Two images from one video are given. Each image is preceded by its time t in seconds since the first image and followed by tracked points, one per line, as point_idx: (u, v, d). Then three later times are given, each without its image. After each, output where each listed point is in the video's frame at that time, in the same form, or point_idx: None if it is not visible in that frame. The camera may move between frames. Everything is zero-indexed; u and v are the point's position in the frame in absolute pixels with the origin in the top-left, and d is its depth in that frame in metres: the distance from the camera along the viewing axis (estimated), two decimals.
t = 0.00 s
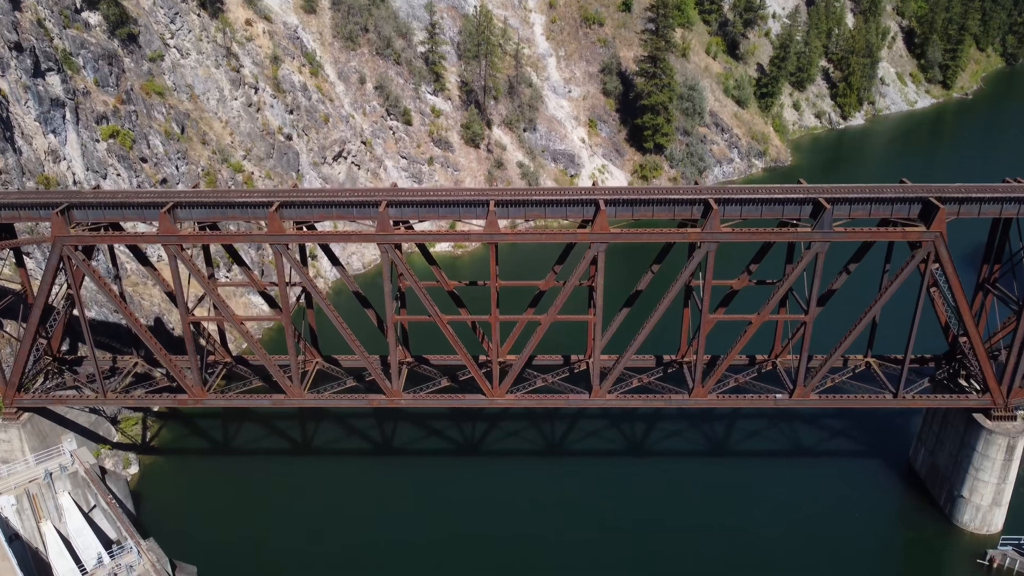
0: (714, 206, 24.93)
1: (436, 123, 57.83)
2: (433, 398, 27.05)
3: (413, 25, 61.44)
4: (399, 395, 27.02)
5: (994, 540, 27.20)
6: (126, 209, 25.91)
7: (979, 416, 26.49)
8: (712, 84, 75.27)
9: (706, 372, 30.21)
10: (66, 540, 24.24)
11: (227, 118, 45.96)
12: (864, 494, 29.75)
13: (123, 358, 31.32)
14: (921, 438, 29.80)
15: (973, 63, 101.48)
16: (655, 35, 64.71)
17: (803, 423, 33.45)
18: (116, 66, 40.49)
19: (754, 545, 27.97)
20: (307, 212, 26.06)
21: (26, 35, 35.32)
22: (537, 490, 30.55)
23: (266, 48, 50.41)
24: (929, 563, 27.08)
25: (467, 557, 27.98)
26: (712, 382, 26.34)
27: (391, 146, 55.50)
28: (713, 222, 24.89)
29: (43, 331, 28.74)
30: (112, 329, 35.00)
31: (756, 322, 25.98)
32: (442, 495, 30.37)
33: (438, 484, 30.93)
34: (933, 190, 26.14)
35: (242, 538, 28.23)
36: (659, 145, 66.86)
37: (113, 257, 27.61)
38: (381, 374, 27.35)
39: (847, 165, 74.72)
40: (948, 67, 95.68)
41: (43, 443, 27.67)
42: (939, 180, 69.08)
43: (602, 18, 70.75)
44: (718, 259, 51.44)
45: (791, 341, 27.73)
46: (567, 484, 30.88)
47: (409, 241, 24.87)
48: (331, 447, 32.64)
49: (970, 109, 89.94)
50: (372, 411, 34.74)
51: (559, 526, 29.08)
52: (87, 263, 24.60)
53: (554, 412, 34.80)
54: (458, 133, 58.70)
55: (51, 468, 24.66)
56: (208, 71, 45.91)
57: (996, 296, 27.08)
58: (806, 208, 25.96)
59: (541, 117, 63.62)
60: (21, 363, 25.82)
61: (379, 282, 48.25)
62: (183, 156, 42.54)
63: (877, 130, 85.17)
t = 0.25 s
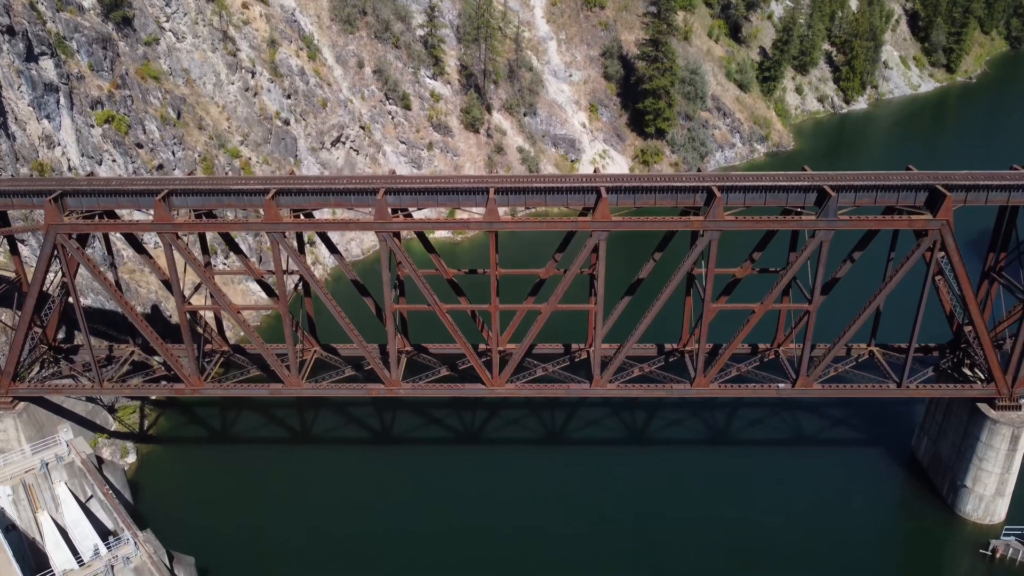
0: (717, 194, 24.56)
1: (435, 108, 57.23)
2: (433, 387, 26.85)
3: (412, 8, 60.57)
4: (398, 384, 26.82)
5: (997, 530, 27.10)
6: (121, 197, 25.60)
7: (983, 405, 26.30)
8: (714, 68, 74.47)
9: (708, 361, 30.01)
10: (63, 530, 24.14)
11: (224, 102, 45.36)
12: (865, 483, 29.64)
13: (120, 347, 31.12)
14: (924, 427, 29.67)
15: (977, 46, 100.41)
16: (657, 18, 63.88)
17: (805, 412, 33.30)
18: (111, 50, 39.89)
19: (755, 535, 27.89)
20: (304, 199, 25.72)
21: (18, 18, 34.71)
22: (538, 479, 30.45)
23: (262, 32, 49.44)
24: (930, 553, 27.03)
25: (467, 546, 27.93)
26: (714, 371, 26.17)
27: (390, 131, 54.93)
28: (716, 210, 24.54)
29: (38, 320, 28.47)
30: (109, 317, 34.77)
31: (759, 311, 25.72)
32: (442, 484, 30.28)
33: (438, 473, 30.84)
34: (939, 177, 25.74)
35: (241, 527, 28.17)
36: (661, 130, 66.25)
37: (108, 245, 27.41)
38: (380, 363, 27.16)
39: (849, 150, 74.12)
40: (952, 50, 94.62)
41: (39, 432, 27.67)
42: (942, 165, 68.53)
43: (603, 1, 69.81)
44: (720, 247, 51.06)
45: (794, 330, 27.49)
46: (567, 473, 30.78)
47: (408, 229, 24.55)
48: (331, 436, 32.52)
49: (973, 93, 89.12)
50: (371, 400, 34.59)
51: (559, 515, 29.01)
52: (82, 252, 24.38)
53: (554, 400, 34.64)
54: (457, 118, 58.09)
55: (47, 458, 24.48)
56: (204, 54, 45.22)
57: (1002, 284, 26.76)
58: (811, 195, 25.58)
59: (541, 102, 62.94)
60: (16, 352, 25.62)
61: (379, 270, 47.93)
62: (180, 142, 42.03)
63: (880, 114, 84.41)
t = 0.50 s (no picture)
0: (721, 182, 24.17)
1: (434, 92, 56.60)
2: (432, 377, 26.66)
3: None
4: (397, 374, 26.63)
5: (1000, 520, 27.10)
6: (114, 185, 25.24)
7: (988, 395, 26.13)
8: (716, 52, 73.62)
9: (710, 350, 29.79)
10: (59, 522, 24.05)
11: (220, 87, 44.74)
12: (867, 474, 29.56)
13: (116, 336, 30.87)
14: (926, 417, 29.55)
15: (981, 29, 99.25)
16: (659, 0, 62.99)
17: (807, 401, 33.16)
18: (104, 34, 39.27)
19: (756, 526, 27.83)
20: (301, 187, 25.34)
21: (10, 2, 34.09)
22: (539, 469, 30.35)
23: (258, 15, 48.52)
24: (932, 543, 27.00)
25: (468, 535, 27.88)
26: (716, 361, 25.95)
27: (389, 116, 54.31)
28: (720, 198, 24.14)
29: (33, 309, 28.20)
30: (105, 305, 34.49)
31: (762, 301, 25.42)
32: (442, 474, 30.20)
33: (438, 463, 30.75)
34: (947, 164, 25.30)
35: (239, 517, 28.11)
36: (662, 115, 65.56)
37: (103, 234, 27.10)
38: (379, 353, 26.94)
39: (851, 135, 73.42)
40: (956, 34, 93.51)
41: (35, 422, 27.47)
42: (945, 150, 67.91)
43: None
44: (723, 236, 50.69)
45: (798, 319, 27.23)
46: (568, 463, 30.69)
47: (406, 218, 24.21)
48: (331, 425, 32.40)
49: (977, 77, 88.21)
50: (370, 389, 34.45)
51: (560, 505, 28.95)
52: (76, 241, 24.06)
53: (555, 389, 34.49)
54: (457, 103, 57.45)
55: (43, 449, 24.26)
56: (200, 39, 44.48)
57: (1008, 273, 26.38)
58: (815, 183, 25.17)
59: (541, 86, 62.22)
60: (11, 342, 25.39)
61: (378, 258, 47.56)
62: (176, 128, 41.50)
63: (883, 99, 83.58)
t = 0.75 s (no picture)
0: (724, 171, 23.77)
1: (433, 78, 55.93)
2: (432, 368, 26.44)
3: None
4: (396, 365, 26.40)
5: (1003, 513, 27.07)
6: (108, 174, 24.88)
7: (993, 387, 25.96)
8: (718, 37, 72.76)
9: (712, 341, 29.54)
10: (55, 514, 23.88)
11: (217, 73, 44.13)
12: (869, 465, 29.48)
13: (112, 327, 30.63)
14: (930, 409, 29.44)
15: (986, 13, 98.10)
16: None
17: (809, 391, 33.02)
18: (98, 20, 38.63)
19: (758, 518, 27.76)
20: (297, 176, 24.97)
21: None
22: (540, 460, 30.25)
23: None
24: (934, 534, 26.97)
25: (468, 526, 27.82)
26: (719, 353, 25.74)
27: (388, 102, 53.66)
28: (723, 187, 23.76)
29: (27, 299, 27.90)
30: (101, 295, 34.20)
31: (765, 292, 25.12)
32: (442, 465, 30.10)
33: (438, 453, 30.64)
34: (954, 154, 24.88)
35: (238, 508, 28.01)
36: (664, 101, 64.84)
37: (97, 224, 26.77)
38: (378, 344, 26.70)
39: (854, 121, 72.70)
40: (960, 18, 92.37)
41: (31, 415, 27.30)
42: (949, 137, 67.24)
43: None
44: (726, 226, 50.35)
45: (801, 310, 26.96)
46: (569, 454, 30.59)
47: (405, 208, 23.85)
48: (330, 416, 32.27)
49: (982, 62, 87.24)
50: (370, 379, 34.30)
51: (561, 496, 28.88)
52: (69, 231, 23.70)
53: (555, 379, 34.34)
54: (456, 89, 56.78)
55: (38, 442, 24.31)
56: (196, 23, 43.73)
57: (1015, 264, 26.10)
58: (821, 172, 24.76)
59: (541, 72, 61.46)
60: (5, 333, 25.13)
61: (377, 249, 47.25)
62: (172, 115, 40.94)
63: (886, 84, 82.70)
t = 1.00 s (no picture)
0: (728, 161, 23.32)
1: (432, 65, 55.27)
2: (431, 361, 26.21)
3: None
4: (394, 358, 26.18)
5: (1008, 507, 26.93)
6: (101, 164, 24.54)
7: (999, 380, 25.74)
8: (720, 22, 71.94)
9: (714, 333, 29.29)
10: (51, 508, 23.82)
11: (213, 60, 43.52)
12: (872, 458, 29.34)
13: (108, 319, 30.40)
14: (935, 400, 29.37)
15: None
16: None
17: (812, 383, 32.85)
18: (92, 6, 38.01)
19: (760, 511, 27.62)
20: (293, 166, 24.60)
21: None
22: (540, 452, 30.10)
23: None
24: (939, 527, 26.84)
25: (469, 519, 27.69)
26: (722, 346, 25.48)
27: (387, 89, 53.00)
28: (727, 178, 23.34)
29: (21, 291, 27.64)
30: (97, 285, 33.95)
31: (769, 284, 24.78)
32: (442, 457, 29.95)
33: (438, 446, 30.48)
34: (962, 143, 24.46)
35: (236, 501, 27.88)
36: (666, 87, 64.10)
37: (91, 214, 26.48)
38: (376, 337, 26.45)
39: (857, 107, 71.95)
40: (965, 3, 91.21)
41: (26, 408, 27.49)
42: (953, 124, 66.58)
43: None
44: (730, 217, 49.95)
45: (806, 302, 26.68)
46: (569, 446, 30.44)
47: (403, 199, 23.51)
48: (330, 407, 32.11)
49: (986, 48, 86.30)
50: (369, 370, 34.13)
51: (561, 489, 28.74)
52: (62, 223, 23.36)
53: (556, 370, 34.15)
54: (456, 75, 56.10)
55: (34, 436, 24.06)
56: (191, 9, 43.10)
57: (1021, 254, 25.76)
58: (826, 162, 24.31)
59: (542, 58, 60.74)
60: None
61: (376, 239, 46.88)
62: (167, 102, 40.40)
63: (890, 70, 81.84)
